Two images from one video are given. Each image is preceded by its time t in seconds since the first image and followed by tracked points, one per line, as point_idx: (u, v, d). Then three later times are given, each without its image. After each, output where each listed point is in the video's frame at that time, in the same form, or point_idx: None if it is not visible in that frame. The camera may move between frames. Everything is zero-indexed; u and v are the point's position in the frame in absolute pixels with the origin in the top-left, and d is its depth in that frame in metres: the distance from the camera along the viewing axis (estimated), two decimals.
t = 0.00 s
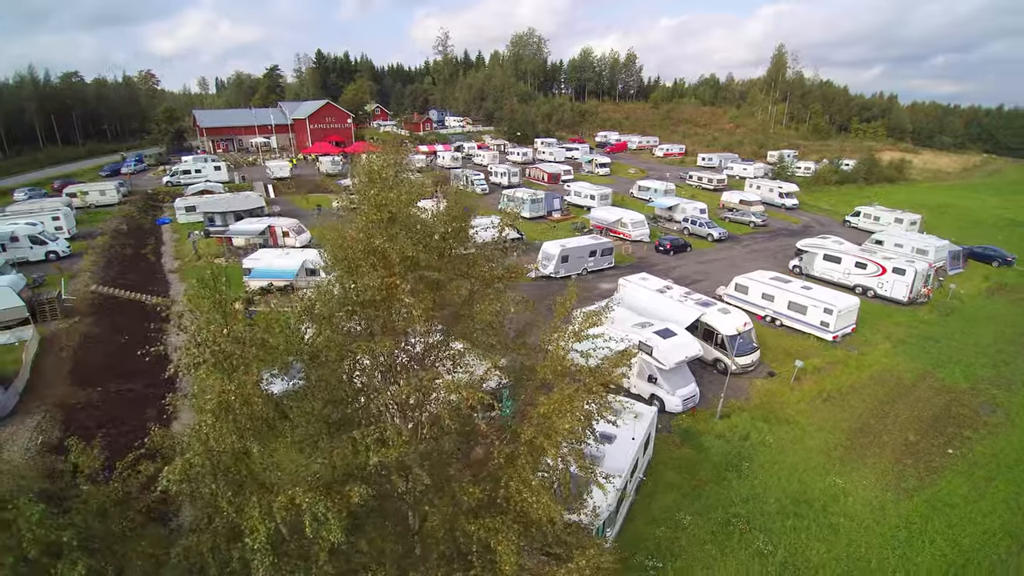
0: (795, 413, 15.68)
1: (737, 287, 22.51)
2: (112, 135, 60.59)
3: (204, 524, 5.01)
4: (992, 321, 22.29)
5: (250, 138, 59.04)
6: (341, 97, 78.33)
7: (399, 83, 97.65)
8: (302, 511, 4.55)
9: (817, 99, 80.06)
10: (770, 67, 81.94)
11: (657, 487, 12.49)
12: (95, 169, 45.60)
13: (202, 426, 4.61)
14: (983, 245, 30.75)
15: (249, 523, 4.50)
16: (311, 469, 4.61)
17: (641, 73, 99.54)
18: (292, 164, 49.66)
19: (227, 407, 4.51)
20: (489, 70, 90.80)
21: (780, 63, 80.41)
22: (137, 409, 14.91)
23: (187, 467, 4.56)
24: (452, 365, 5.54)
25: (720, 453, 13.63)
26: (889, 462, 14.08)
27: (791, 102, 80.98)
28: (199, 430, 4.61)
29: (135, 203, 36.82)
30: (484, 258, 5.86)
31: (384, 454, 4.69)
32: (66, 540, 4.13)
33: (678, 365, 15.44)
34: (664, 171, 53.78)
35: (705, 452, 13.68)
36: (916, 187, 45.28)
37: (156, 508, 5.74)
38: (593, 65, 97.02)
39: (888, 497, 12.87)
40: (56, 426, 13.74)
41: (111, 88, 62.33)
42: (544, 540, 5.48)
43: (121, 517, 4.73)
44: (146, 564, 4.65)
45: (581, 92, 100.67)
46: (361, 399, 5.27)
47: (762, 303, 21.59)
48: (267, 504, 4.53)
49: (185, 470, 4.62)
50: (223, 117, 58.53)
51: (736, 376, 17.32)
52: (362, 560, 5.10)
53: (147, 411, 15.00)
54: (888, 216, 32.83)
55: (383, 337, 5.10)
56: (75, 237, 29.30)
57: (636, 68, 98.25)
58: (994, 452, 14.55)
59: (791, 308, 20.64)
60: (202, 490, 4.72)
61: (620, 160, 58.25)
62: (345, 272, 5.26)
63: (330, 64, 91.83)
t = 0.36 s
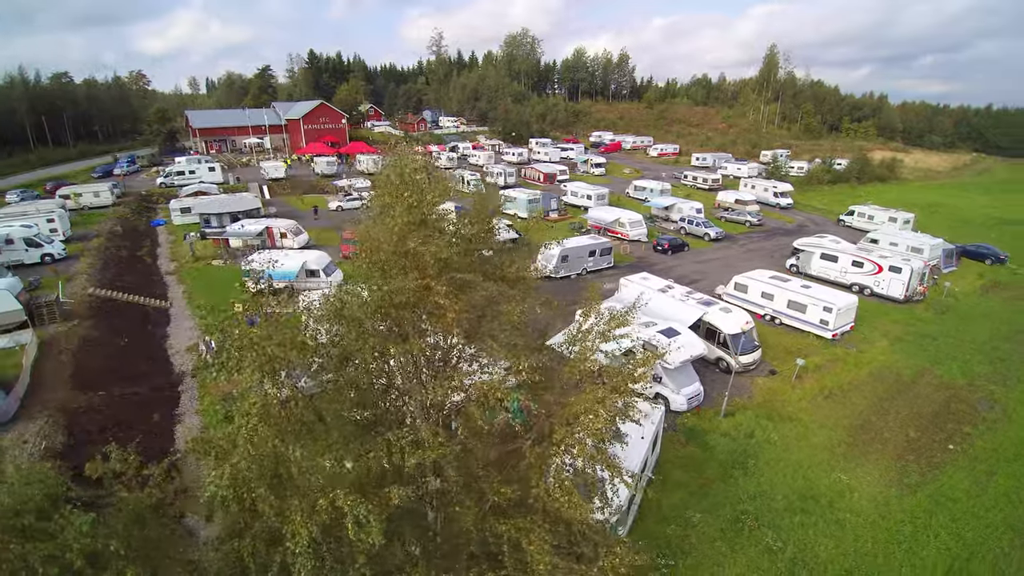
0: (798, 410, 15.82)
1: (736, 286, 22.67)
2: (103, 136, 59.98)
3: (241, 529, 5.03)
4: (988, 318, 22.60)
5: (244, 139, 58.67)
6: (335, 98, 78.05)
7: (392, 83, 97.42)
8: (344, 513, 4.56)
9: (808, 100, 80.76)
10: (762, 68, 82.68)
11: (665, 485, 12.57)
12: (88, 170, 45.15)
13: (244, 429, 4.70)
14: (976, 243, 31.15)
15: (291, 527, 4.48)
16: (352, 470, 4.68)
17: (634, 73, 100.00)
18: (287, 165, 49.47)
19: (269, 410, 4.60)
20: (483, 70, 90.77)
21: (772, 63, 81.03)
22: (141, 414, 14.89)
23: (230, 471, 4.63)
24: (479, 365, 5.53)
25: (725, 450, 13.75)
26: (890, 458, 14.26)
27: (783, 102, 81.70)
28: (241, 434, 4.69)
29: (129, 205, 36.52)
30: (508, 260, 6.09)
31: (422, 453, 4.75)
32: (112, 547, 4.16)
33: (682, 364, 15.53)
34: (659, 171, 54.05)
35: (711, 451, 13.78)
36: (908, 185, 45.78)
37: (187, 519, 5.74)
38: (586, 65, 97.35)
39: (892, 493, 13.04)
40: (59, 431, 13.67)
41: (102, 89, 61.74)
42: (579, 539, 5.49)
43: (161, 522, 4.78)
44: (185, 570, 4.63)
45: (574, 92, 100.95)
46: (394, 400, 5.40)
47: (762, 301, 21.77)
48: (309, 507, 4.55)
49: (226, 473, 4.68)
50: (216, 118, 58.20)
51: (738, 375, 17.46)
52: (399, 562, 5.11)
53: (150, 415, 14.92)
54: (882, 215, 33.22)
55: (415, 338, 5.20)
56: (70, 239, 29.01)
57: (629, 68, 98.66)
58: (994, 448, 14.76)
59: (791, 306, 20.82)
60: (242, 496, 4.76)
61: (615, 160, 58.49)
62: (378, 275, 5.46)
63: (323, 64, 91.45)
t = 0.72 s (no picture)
0: (803, 408, 15.97)
1: (737, 285, 22.81)
2: (98, 137, 59.53)
3: (283, 532, 5.21)
4: (985, 316, 22.88)
5: (240, 139, 58.43)
6: (330, 98, 77.88)
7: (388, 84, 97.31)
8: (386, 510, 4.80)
9: (803, 100, 81.36)
10: (757, 68, 83.23)
11: (673, 483, 12.66)
12: (83, 171, 44.81)
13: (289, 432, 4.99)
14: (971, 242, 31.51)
15: (335, 526, 4.66)
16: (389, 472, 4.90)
17: (630, 73, 100.38)
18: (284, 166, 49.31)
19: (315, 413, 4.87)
20: (479, 70, 90.81)
21: (766, 63, 81.47)
22: (147, 416, 14.86)
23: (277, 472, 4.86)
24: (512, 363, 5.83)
25: (732, 449, 13.86)
26: (895, 455, 14.42)
27: (778, 102, 82.33)
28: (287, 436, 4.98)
29: (126, 206, 36.30)
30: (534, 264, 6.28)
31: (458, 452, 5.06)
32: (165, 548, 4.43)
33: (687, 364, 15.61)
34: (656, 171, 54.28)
35: (718, 449, 13.89)
36: (903, 184, 46.18)
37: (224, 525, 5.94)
38: (582, 65, 97.67)
39: (898, 489, 13.20)
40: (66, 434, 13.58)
41: (96, 89, 61.31)
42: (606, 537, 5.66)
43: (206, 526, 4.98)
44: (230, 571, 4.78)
45: (569, 92, 101.18)
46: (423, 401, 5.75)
47: (763, 300, 21.91)
48: (352, 504, 4.83)
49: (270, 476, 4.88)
50: (211, 118, 57.94)
51: (742, 373, 17.58)
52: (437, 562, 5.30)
53: (155, 417, 14.88)
54: (879, 214, 33.53)
55: (451, 340, 5.39)
56: (68, 241, 28.83)
57: (624, 68, 99.02)
58: (995, 444, 14.95)
59: (792, 305, 20.98)
60: (287, 499, 4.91)
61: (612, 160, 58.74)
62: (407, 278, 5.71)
63: (318, 64, 91.21)
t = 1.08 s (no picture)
0: (807, 407, 16.11)
1: (739, 285, 22.92)
2: (92, 137, 59.04)
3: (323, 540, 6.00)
4: (983, 314, 23.12)
5: (235, 140, 58.13)
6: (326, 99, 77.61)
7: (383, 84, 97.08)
8: (422, 511, 5.43)
9: (796, 100, 81.91)
10: (751, 68, 83.74)
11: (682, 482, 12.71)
12: (78, 172, 44.45)
13: (332, 435, 5.57)
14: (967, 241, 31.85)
15: (375, 530, 5.37)
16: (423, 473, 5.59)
17: (625, 73, 100.66)
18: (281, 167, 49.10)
19: (359, 417, 5.53)
20: (474, 70, 90.75)
21: (761, 64, 81.92)
22: (153, 418, 14.83)
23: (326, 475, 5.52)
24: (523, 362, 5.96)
25: (739, 448, 13.96)
26: (899, 453, 14.55)
27: (772, 103, 82.92)
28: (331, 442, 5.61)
29: (122, 207, 36.04)
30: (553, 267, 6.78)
31: (484, 460, 5.38)
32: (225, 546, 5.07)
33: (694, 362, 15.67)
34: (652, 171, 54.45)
35: (725, 448, 13.98)
36: (898, 183, 46.58)
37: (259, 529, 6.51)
38: (577, 65, 97.89)
39: (902, 486, 13.32)
40: (72, 437, 13.52)
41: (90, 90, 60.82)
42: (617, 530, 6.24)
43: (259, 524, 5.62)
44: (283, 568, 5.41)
45: (565, 92, 101.34)
46: (449, 403, 6.20)
47: (765, 300, 22.04)
48: (390, 507, 5.51)
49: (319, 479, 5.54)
50: (207, 118, 57.64)
51: (746, 372, 17.70)
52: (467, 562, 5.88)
53: (160, 419, 14.84)
54: (875, 214, 33.81)
55: (484, 343, 5.80)
56: (65, 243, 28.61)
57: (619, 69, 99.27)
58: (997, 441, 15.12)
59: (793, 305, 21.11)
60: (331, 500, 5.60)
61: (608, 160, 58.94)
62: (437, 280, 6.19)
63: (313, 65, 90.85)
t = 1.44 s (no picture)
0: (810, 405, 16.26)
1: (739, 284, 23.04)
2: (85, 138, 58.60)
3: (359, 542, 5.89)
4: (980, 313, 23.41)
5: (230, 140, 57.87)
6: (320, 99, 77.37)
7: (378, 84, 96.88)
8: (461, 514, 5.46)
9: (790, 101, 82.62)
10: (745, 68, 84.36)
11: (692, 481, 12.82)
12: (72, 173, 44.13)
13: (371, 439, 5.53)
14: (961, 240, 32.22)
15: (414, 533, 5.38)
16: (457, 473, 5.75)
17: (619, 74, 101.03)
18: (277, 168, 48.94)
19: (400, 421, 5.48)
20: (469, 70, 90.71)
21: (754, 65, 82.56)
22: (157, 422, 14.74)
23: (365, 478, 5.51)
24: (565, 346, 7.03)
25: (745, 446, 14.12)
26: (901, 450, 14.72)
27: (765, 103, 83.57)
28: (370, 446, 5.55)
29: (118, 209, 35.78)
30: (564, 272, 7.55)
31: (518, 460, 5.64)
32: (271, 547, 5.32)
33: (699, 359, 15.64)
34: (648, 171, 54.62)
35: (731, 446, 14.11)
36: (891, 182, 46.98)
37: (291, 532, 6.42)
38: (571, 66, 98.20)
39: (906, 483, 13.49)
40: (77, 442, 13.44)
41: (82, 91, 60.34)
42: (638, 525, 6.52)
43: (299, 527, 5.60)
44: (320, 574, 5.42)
45: (559, 92, 101.58)
46: (478, 403, 6.43)
47: (764, 299, 22.20)
48: (428, 509, 5.52)
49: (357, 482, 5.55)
50: (201, 119, 57.34)
51: (749, 371, 17.84)
52: (498, 563, 6.08)
53: (165, 422, 14.74)
54: (870, 213, 34.13)
55: (514, 345, 6.26)
56: (62, 245, 28.40)
57: (614, 69, 99.62)
58: (997, 438, 15.32)
59: (793, 304, 21.28)
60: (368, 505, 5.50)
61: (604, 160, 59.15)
62: (463, 283, 6.50)
63: (307, 65, 90.60)
